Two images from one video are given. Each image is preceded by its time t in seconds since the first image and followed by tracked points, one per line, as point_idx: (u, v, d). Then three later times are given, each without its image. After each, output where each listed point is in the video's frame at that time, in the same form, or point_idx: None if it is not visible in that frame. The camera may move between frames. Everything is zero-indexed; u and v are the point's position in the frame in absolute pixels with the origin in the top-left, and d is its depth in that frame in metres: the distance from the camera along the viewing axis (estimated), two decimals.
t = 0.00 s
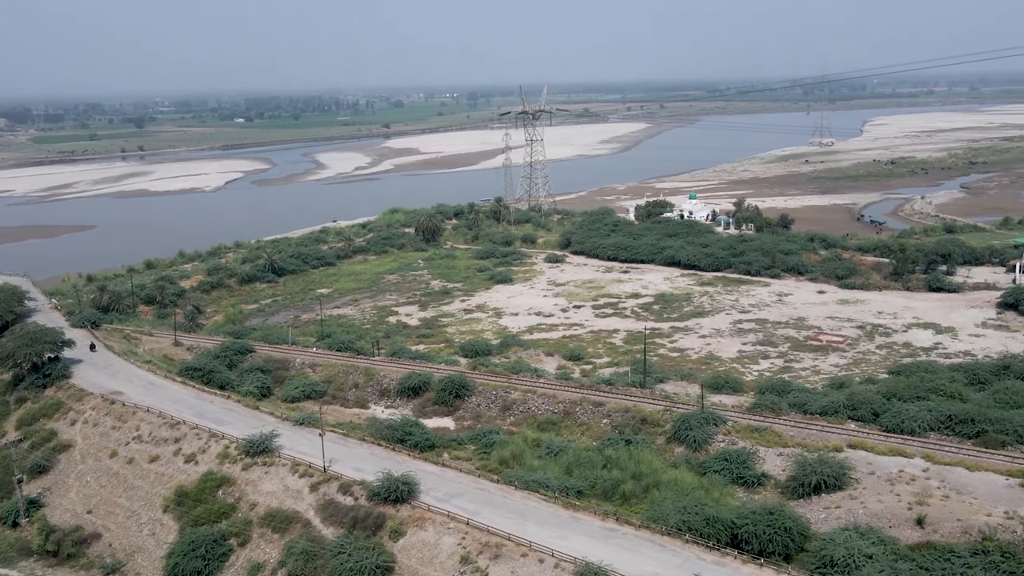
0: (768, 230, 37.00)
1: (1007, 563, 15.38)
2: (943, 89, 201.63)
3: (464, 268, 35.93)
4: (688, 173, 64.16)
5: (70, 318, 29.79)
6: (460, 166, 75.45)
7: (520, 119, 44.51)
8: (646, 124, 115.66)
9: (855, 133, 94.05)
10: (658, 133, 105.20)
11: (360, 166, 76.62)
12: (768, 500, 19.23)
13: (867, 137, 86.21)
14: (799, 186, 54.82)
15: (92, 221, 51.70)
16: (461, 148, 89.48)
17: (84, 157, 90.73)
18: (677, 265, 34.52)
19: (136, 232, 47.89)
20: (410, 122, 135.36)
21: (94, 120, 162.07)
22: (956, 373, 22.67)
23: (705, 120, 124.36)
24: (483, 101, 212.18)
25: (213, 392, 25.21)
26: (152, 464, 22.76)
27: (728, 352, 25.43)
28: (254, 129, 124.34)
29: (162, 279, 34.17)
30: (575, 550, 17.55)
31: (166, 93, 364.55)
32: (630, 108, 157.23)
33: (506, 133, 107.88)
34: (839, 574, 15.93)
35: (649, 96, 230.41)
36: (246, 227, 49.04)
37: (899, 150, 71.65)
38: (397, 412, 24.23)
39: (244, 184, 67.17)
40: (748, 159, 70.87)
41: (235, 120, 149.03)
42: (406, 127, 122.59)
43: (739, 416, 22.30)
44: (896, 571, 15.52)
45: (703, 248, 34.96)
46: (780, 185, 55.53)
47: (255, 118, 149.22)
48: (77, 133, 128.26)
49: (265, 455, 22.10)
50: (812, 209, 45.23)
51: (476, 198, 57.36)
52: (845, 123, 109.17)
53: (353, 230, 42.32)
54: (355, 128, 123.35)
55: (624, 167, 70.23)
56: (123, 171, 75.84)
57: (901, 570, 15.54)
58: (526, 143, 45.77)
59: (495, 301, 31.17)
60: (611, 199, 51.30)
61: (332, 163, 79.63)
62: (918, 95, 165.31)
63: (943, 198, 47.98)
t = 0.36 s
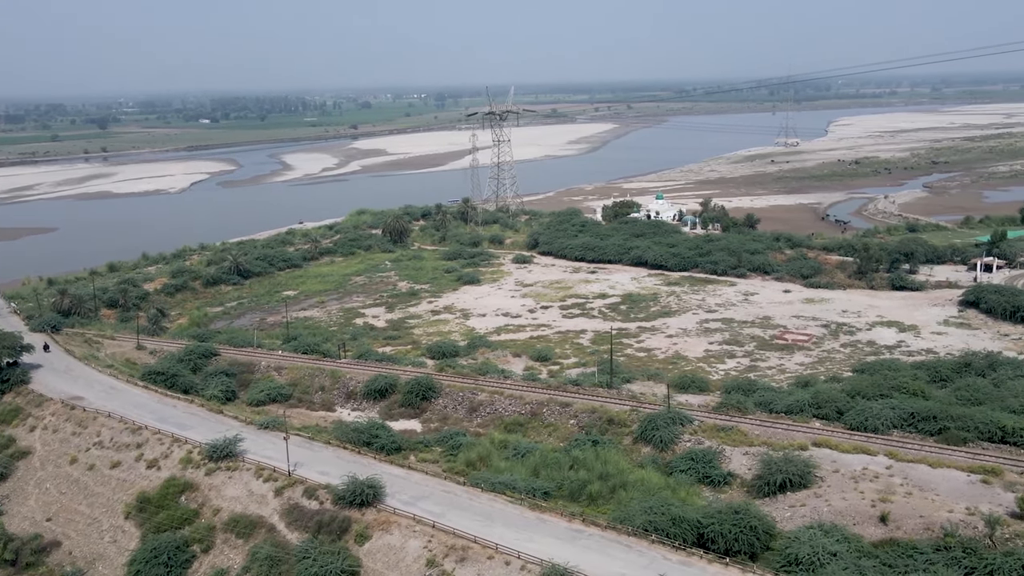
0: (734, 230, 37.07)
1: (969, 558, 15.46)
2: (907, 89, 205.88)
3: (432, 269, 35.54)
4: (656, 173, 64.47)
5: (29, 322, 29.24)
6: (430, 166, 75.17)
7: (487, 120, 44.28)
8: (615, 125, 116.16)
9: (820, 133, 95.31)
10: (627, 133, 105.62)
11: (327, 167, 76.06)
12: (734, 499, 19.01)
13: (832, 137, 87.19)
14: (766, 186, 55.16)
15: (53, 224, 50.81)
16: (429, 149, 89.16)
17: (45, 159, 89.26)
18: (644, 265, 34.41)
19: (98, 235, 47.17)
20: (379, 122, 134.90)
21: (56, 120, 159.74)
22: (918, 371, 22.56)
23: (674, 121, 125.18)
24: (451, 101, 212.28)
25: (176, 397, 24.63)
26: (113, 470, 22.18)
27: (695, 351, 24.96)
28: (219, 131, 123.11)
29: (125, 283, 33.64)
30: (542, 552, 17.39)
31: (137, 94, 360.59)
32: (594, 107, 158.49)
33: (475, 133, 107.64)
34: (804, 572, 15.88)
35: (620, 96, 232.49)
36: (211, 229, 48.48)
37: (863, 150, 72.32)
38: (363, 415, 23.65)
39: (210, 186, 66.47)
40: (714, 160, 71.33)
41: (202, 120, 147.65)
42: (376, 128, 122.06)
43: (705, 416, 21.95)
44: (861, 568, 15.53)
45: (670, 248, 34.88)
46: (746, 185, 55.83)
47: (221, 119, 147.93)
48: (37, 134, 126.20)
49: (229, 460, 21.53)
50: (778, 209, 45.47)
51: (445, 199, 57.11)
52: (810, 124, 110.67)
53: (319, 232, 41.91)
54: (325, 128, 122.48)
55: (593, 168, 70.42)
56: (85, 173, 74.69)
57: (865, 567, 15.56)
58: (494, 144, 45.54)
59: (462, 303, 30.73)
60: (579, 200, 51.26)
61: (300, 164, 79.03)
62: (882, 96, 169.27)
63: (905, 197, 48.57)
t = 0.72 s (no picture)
0: (702, 230, 37.10)
1: (932, 555, 15.56)
2: (874, 89, 209.48)
3: (400, 270, 35.15)
4: (625, 173, 64.63)
5: None
6: (400, 167, 74.85)
7: (455, 121, 44.02)
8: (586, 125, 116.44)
9: (787, 133, 96.31)
10: (598, 134, 105.87)
11: (294, 169, 75.53)
12: (702, 499, 18.74)
13: (799, 137, 88.03)
14: (734, 186, 55.43)
15: (15, 227, 49.91)
16: (400, 149, 88.70)
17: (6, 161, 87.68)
18: (612, 265, 34.23)
19: (61, 238, 46.39)
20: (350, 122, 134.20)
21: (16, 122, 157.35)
22: (883, 370, 22.43)
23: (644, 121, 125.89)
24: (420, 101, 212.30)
25: (140, 401, 23.96)
26: (75, 477, 21.52)
27: (663, 351, 24.72)
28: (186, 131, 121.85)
29: (89, 286, 33.09)
30: (509, 554, 17.15)
31: (108, 94, 355.93)
32: (563, 108, 159.06)
33: (446, 133, 107.33)
34: (770, 571, 15.90)
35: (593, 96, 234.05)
36: (178, 232, 47.90)
37: (829, 150, 72.89)
38: (331, 418, 23.02)
39: (175, 187, 65.71)
40: (683, 160, 71.64)
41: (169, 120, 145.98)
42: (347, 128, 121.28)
43: (673, 416, 21.58)
44: (826, 566, 15.58)
45: (638, 248, 34.77)
46: (714, 185, 56.04)
47: (186, 120, 146.58)
48: None
49: (194, 464, 20.88)
50: (745, 209, 45.67)
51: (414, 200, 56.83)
52: (777, 124, 111.90)
53: (287, 234, 41.54)
54: (295, 129, 121.42)
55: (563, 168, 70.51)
56: (48, 175, 73.47)
57: (831, 565, 15.55)
58: (462, 145, 45.33)
59: (431, 304, 30.19)
60: (548, 201, 51.11)
61: (268, 165, 78.33)
62: (848, 96, 172.65)
63: (872, 197, 49.23)
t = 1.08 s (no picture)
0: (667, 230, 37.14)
1: (892, 552, 15.59)
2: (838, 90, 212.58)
3: (365, 272, 34.75)
4: (591, 174, 64.74)
5: None
6: (367, 168, 74.46)
7: (420, 121, 43.73)
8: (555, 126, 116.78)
9: (751, 133, 97.73)
10: (567, 134, 106.12)
11: (260, 170, 74.82)
12: (666, 499, 18.41)
13: (763, 137, 88.91)
14: (699, 186, 55.71)
15: None
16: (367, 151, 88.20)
17: None
18: (578, 266, 34.04)
19: (20, 242, 45.45)
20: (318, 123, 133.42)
21: None
22: (845, 367, 22.21)
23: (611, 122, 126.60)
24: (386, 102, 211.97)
25: (98, 407, 23.24)
26: (31, 485, 20.82)
27: (628, 351, 24.50)
28: (149, 133, 120.25)
29: (48, 289, 32.43)
30: (472, 556, 16.77)
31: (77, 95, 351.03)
32: (529, 109, 159.68)
33: (414, 134, 107.12)
34: (733, 570, 15.80)
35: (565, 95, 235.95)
36: (141, 234, 47.15)
37: (793, 150, 73.60)
38: (294, 422, 22.31)
39: (138, 189, 64.72)
40: (648, 160, 71.94)
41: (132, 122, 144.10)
42: (314, 129, 120.47)
43: (637, 416, 21.10)
44: (787, 565, 15.53)
45: (603, 248, 34.66)
46: (679, 185, 56.23)
47: (148, 121, 144.87)
48: None
49: (153, 471, 20.18)
50: (708, 209, 45.95)
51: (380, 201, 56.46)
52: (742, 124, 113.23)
53: (251, 236, 41.13)
54: (262, 130, 120.36)
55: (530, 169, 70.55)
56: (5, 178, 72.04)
57: (793, 564, 15.51)
58: (427, 146, 45.08)
59: (396, 306, 29.63)
60: (514, 201, 50.96)
61: (232, 167, 77.43)
62: (812, 96, 177.57)
63: (835, 197, 49.84)
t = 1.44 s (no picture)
0: (633, 230, 37.16)
1: (854, 550, 15.63)
2: (806, 91, 215.84)
3: (332, 274, 34.40)
4: (559, 174, 64.81)
5: None
6: (335, 169, 74.01)
7: (387, 122, 43.44)
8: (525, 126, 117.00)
9: (716, 134, 99.36)
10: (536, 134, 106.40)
11: (225, 171, 74.09)
12: (631, 500, 18.16)
13: (730, 137, 89.69)
14: (665, 186, 55.98)
15: None
16: (335, 152, 87.57)
17: None
18: (545, 267, 33.91)
19: None
20: (287, 124, 132.46)
21: None
22: (809, 366, 22.14)
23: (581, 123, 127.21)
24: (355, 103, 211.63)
25: (56, 412, 22.52)
26: None
27: (594, 352, 24.37)
28: (114, 134, 118.70)
29: (6, 294, 31.74)
30: (434, 559, 16.38)
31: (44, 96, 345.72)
32: (499, 110, 160.22)
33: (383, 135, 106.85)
34: (696, 570, 15.73)
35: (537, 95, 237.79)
36: (104, 238, 46.41)
37: (758, 151, 74.28)
38: (258, 426, 21.71)
39: (100, 192, 63.70)
40: (616, 160, 72.23)
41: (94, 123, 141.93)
42: (282, 130, 119.51)
43: (602, 416, 20.81)
44: (750, 565, 15.51)
45: (570, 249, 34.57)
46: (646, 186, 56.35)
47: (111, 122, 142.93)
48: None
49: (112, 477, 19.53)
50: (674, 209, 46.18)
51: (347, 203, 56.16)
52: (710, 125, 114.33)
53: (216, 239, 40.71)
54: (229, 131, 119.19)
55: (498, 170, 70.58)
56: None
57: (756, 563, 15.49)
58: (394, 147, 44.86)
59: (362, 308, 29.24)
60: (481, 202, 50.81)
61: (198, 169, 76.60)
62: (778, 96, 182.68)
63: (800, 196, 50.25)
